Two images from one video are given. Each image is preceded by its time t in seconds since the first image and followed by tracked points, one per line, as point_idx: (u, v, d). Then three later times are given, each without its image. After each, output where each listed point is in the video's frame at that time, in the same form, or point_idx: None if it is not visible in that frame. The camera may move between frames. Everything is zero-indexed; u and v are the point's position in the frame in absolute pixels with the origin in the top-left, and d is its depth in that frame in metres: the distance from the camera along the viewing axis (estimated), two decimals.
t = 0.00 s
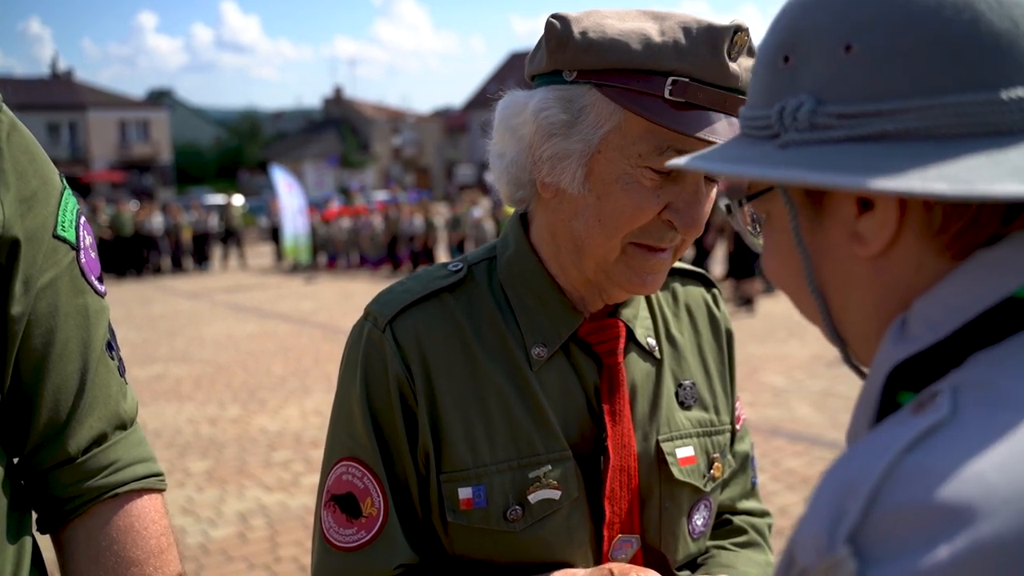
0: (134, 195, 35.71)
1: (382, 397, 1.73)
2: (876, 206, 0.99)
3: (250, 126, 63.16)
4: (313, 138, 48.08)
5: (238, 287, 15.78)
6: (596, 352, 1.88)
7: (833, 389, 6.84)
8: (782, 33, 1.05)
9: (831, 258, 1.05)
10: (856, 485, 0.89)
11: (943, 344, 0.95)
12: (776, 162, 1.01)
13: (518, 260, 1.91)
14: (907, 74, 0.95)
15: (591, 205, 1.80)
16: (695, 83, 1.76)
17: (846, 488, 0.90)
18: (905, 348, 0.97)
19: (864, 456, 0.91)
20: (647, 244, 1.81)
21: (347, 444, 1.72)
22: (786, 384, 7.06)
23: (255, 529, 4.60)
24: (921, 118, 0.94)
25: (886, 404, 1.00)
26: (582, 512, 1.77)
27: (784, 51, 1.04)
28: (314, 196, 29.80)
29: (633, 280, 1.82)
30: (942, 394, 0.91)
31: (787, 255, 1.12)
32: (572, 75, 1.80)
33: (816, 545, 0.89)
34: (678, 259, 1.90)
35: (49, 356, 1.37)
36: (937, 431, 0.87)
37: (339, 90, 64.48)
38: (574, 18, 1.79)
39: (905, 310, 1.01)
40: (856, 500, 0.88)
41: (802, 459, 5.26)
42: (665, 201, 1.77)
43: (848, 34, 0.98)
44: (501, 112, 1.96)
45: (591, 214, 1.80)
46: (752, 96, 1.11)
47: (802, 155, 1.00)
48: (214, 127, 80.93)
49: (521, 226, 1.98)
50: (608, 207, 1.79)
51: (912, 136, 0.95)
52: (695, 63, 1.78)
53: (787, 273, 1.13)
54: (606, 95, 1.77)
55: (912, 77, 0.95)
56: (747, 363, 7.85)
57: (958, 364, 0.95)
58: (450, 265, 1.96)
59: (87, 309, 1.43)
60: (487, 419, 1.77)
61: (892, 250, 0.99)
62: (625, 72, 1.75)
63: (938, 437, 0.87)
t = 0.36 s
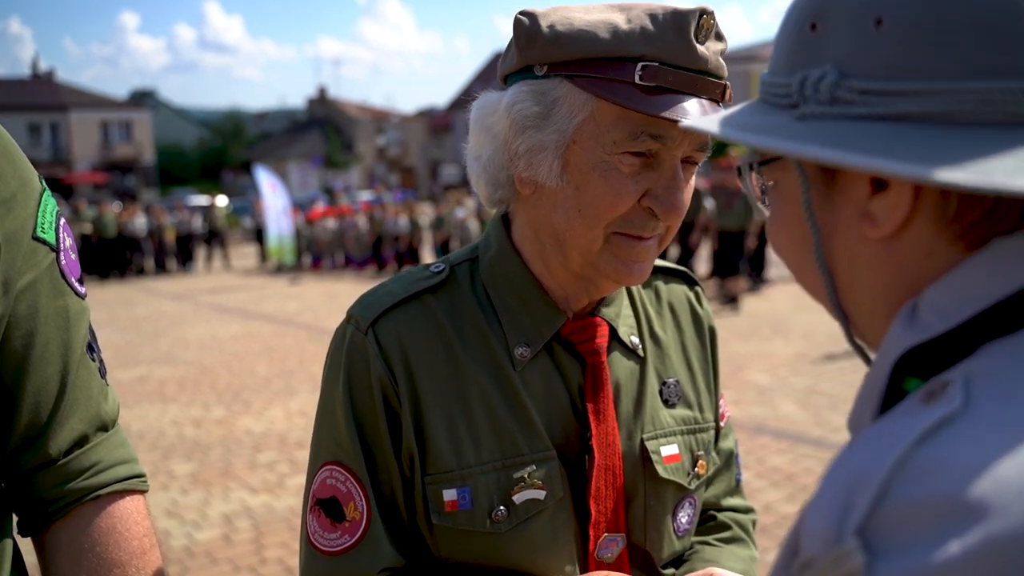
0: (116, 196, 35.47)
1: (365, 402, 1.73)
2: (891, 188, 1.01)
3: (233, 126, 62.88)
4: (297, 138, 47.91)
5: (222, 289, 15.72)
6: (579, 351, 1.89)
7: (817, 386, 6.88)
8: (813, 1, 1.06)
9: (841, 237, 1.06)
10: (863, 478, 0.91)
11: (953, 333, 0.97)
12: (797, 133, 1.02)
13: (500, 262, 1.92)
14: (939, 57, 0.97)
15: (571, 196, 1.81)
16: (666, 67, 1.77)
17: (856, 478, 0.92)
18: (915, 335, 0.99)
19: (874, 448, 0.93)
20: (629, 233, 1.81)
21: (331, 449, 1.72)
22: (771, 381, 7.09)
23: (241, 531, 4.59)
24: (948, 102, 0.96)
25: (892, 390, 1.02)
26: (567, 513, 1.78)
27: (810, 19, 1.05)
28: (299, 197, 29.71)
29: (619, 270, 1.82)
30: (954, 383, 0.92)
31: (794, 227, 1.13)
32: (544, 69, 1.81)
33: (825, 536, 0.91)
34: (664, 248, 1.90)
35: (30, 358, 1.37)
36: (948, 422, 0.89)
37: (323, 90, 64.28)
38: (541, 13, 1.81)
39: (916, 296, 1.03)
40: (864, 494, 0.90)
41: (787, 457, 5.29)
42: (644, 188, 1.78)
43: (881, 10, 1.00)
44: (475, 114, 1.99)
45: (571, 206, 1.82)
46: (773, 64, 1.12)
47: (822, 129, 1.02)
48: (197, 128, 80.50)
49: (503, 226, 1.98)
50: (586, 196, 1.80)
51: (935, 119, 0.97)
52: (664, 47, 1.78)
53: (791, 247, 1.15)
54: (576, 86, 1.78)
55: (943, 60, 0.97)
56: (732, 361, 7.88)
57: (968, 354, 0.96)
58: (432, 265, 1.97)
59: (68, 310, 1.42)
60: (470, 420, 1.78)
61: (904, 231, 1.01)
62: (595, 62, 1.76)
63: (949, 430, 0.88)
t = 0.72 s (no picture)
0: (97, 197, 35.19)
1: (348, 403, 1.73)
2: (899, 176, 1.00)
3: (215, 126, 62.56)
4: (280, 139, 47.79)
5: (204, 290, 15.63)
6: (561, 347, 1.90)
7: (798, 384, 6.93)
8: None
9: (847, 224, 1.06)
10: (865, 469, 0.90)
11: (956, 326, 0.97)
12: (805, 116, 1.03)
13: (481, 260, 1.92)
14: (956, 45, 0.93)
15: (546, 186, 1.82)
16: (632, 50, 1.77)
17: (858, 469, 0.91)
18: (919, 326, 0.99)
19: (876, 439, 0.92)
20: (608, 221, 1.82)
21: (314, 450, 1.73)
22: (753, 379, 7.14)
23: (224, 533, 4.56)
24: (964, 91, 0.94)
25: (892, 382, 1.02)
26: (551, 511, 1.78)
27: None
28: (282, 198, 29.60)
29: (600, 259, 1.83)
30: (958, 377, 0.91)
31: (804, 210, 1.13)
32: (510, 63, 1.82)
33: (827, 530, 0.91)
34: (643, 236, 1.91)
35: (7, 358, 1.35)
36: (952, 416, 0.88)
37: (306, 91, 64.11)
38: (505, 8, 1.82)
39: (922, 286, 1.02)
40: (866, 488, 0.89)
41: (770, 454, 5.33)
42: (619, 173, 1.79)
43: None
44: (448, 112, 2.01)
45: (547, 197, 1.82)
46: (790, 43, 1.11)
47: (832, 114, 1.01)
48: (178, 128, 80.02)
49: (483, 224, 1.99)
50: (562, 185, 1.81)
51: (949, 108, 0.95)
52: (629, 31, 1.79)
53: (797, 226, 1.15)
54: (545, 76, 1.78)
55: (960, 49, 0.93)
56: (714, 359, 7.92)
57: (971, 347, 0.96)
58: (414, 265, 1.97)
59: (45, 310, 1.41)
60: (453, 418, 1.78)
61: (912, 220, 1.00)
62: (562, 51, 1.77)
63: (952, 424, 0.88)
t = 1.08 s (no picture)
0: (79, 198, 34.94)
1: (331, 401, 1.73)
2: (910, 164, 1.00)
3: (198, 126, 62.29)
4: (263, 139, 47.61)
5: (188, 291, 15.54)
6: (547, 344, 1.90)
7: (783, 382, 6.97)
8: None
9: (858, 208, 1.05)
10: (864, 458, 0.92)
11: (963, 319, 0.98)
12: (821, 99, 1.03)
13: (466, 257, 1.92)
14: (975, 41, 0.94)
15: (527, 178, 1.83)
16: (607, 38, 1.78)
17: (855, 460, 0.94)
18: (926, 315, 0.99)
19: (877, 427, 0.94)
20: (590, 211, 1.83)
21: (298, 449, 1.73)
22: (738, 377, 7.17)
23: (208, 535, 4.54)
24: (981, 87, 0.93)
25: (897, 375, 1.04)
26: (537, 509, 1.78)
27: None
28: (266, 198, 29.49)
29: (583, 250, 1.83)
30: (960, 369, 0.91)
31: (814, 189, 1.12)
32: (488, 57, 1.82)
33: (818, 518, 0.95)
34: (626, 227, 1.92)
35: None
36: (951, 409, 0.88)
37: (290, 91, 63.90)
38: (480, 4, 1.83)
39: (932, 278, 1.02)
40: (863, 476, 0.91)
41: (755, 452, 5.35)
42: (599, 163, 1.80)
43: None
44: (427, 109, 2.01)
45: (527, 190, 1.83)
46: (818, 23, 1.10)
47: (850, 99, 1.01)
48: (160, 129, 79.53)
49: (466, 221, 1.99)
50: (542, 177, 1.81)
51: (966, 104, 0.95)
52: (603, 20, 1.80)
53: (809, 206, 1.13)
54: (522, 69, 1.79)
55: (978, 44, 0.94)
56: (699, 357, 7.96)
57: (975, 342, 0.98)
58: (398, 262, 1.97)
59: (26, 310, 1.41)
60: (438, 416, 1.78)
61: (920, 210, 1.00)
62: (538, 43, 1.77)
63: (953, 414, 0.88)
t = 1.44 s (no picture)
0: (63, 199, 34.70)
1: (315, 399, 1.73)
2: (931, 142, 1.03)
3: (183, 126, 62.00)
4: (249, 139, 47.44)
5: (173, 292, 15.46)
6: (531, 345, 1.90)
7: (769, 380, 7.01)
8: None
9: (881, 185, 1.09)
10: (866, 408, 0.97)
11: (968, 290, 1.03)
12: (852, 74, 1.06)
13: (451, 256, 1.93)
14: (1002, 32, 0.98)
15: (508, 175, 1.83)
16: (585, 33, 1.78)
17: (856, 411, 0.98)
18: (933, 286, 1.04)
19: (880, 382, 0.99)
20: (574, 207, 1.83)
21: (283, 448, 1.73)
22: (725, 376, 7.20)
23: (196, 536, 4.53)
24: (1006, 73, 0.97)
25: (908, 338, 1.08)
26: (520, 509, 1.79)
27: None
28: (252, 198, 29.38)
29: (567, 247, 1.84)
30: (956, 331, 0.97)
31: (842, 163, 1.15)
32: (467, 55, 1.83)
33: (822, 464, 0.97)
34: (611, 224, 1.93)
35: None
36: (947, 364, 0.94)
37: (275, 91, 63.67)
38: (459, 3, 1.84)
39: (944, 253, 1.07)
40: (865, 420, 0.95)
41: (742, 450, 5.38)
42: (581, 158, 1.81)
43: None
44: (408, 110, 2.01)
45: (509, 186, 1.84)
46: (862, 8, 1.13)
47: (881, 76, 1.04)
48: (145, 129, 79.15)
49: (452, 221, 2.00)
50: (523, 173, 1.82)
51: (989, 88, 0.99)
52: (581, 15, 1.80)
53: (833, 183, 1.17)
54: (502, 65, 1.80)
55: (1005, 35, 0.98)
56: (686, 356, 7.99)
57: (980, 309, 1.03)
58: (382, 261, 1.98)
59: (13, 310, 1.41)
60: (422, 414, 1.78)
61: (936, 187, 1.04)
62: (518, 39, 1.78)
63: (951, 368, 0.94)
